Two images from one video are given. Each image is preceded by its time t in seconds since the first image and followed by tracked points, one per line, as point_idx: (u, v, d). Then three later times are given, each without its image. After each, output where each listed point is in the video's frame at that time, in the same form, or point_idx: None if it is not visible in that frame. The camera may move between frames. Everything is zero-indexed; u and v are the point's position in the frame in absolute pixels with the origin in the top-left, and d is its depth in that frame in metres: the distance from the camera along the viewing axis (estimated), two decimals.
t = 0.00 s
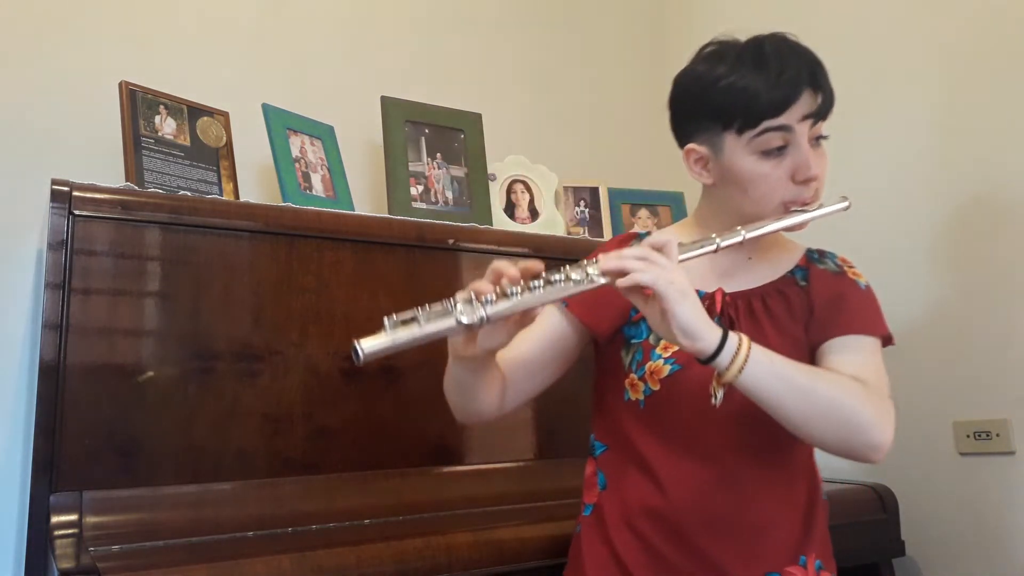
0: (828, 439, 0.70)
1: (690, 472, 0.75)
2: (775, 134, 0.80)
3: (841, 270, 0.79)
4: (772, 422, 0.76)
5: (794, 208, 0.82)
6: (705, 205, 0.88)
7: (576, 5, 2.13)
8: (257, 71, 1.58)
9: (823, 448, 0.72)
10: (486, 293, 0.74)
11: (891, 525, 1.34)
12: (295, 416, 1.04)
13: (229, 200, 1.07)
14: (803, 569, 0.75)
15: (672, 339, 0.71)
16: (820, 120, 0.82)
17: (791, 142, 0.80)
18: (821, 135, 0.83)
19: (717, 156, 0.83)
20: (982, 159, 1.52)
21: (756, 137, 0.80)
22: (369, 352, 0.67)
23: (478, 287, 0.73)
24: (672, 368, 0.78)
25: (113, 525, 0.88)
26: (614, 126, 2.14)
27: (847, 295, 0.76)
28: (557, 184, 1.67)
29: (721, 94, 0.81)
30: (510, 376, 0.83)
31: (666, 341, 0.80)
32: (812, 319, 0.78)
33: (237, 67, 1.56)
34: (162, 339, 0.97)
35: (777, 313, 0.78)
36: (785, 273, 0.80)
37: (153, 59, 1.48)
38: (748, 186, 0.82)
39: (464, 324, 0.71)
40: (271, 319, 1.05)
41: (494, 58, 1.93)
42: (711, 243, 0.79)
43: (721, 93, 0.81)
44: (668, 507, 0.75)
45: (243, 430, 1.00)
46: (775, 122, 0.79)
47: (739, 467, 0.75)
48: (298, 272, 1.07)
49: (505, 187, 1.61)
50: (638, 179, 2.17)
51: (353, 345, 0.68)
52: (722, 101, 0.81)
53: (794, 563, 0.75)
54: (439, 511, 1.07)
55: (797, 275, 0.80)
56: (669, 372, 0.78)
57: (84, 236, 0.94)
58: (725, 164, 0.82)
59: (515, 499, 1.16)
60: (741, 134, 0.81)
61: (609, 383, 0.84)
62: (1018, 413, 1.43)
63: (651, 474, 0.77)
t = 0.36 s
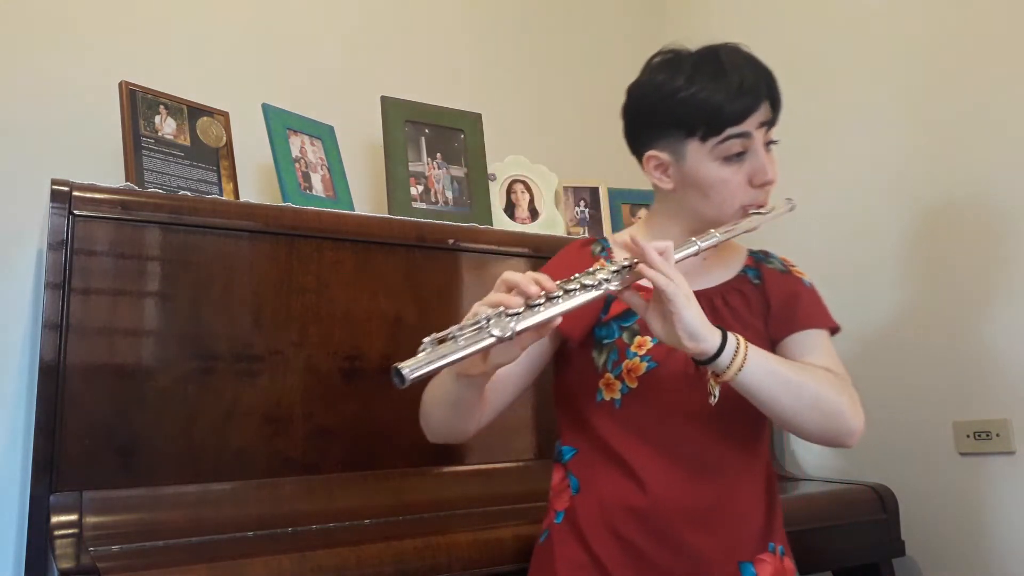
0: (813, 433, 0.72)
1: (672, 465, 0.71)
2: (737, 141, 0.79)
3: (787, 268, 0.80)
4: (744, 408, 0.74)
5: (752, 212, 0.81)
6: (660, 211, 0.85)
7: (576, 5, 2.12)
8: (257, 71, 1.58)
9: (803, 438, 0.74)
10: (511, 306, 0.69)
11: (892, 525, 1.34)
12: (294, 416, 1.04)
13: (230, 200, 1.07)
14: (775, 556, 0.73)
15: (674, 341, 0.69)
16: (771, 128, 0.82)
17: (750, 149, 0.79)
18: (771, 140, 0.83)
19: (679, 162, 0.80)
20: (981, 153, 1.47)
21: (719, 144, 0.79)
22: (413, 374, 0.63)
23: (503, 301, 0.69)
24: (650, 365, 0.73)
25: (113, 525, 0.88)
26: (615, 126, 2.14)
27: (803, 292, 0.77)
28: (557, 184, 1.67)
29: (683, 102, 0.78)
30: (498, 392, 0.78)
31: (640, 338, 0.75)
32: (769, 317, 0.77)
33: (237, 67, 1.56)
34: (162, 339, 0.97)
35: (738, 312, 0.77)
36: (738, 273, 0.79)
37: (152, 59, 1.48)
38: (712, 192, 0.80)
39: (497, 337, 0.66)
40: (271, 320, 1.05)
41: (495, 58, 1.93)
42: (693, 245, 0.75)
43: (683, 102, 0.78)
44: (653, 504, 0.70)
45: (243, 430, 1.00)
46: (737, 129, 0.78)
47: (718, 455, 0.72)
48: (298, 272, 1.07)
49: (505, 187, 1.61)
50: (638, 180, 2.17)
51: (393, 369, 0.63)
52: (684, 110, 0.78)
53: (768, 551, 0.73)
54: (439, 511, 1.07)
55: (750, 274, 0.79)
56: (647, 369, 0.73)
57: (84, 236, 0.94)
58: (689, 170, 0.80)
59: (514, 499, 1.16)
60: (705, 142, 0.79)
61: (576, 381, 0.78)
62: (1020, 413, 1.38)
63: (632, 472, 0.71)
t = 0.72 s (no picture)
0: (798, 405, 0.73)
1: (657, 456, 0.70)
2: (703, 138, 0.82)
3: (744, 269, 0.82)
4: (719, 399, 0.74)
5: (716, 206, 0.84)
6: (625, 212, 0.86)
7: (575, 5, 2.12)
8: (257, 71, 1.59)
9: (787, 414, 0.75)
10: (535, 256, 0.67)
11: (892, 525, 1.34)
12: (294, 416, 1.04)
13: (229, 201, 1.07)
14: (751, 548, 0.72)
15: (670, 313, 0.69)
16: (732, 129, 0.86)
17: (714, 146, 0.82)
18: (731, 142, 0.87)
19: (649, 158, 0.83)
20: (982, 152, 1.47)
21: (687, 141, 0.81)
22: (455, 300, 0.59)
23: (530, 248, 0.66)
24: (633, 351, 0.73)
25: (113, 525, 0.88)
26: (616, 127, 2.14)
27: (762, 287, 0.79)
28: (557, 184, 1.67)
29: (651, 105, 0.81)
30: (479, 371, 0.73)
31: (619, 327, 0.74)
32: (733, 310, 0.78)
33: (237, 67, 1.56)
34: (162, 339, 0.97)
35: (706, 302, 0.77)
36: (700, 269, 0.80)
37: (152, 59, 1.48)
38: (680, 186, 0.82)
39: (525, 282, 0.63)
40: (270, 319, 1.05)
41: (496, 59, 1.93)
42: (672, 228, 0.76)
43: (651, 104, 0.81)
44: (639, 496, 0.69)
45: (243, 430, 1.00)
46: (702, 127, 0.81)
47: (699, 445, 0.71)
48: (298, 272, 1.07)
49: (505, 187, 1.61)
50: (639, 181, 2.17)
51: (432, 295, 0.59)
52: (653, 111, 0.81)
53: (745, 543, 0.72)
54: (439, 511, 1.07)
55: (712, 271, 0.80)
56: (630, 355, 0.72)
57: (84, 236, 0.94)
58: (658, 166, 0.82)
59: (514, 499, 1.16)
60: (673, 138, 0.81)
61: (553, 376, 0.74)
62: (1019, 412, 1.37)
63: (618, 464, 0.70)
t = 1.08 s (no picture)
0: (787, 386, 0.73)
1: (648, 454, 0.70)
2: (684, 135, 0.82)
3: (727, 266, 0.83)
4: (708, 397, 0.74)
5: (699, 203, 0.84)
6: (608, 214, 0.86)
7: (575, 5, 2.12)
8: (257, 71, 1.59)
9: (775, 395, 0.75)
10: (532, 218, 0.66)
11: (892, 525, 1.34)
12: (294, 416, 1.04)
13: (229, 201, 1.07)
14: (741, 546, 0.73)
15: (658, 290, 0.70)
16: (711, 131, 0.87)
17: (694, 145, 0.83)
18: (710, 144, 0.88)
19: (632, 157, 0.83)
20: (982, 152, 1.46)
21: (668, 138, 0.82)
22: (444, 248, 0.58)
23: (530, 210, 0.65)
24: (619, 346, 0.72)
25: (113, 525, 0.88)
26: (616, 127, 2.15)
27: (744, 285, 0.80)
28: (557, 184, 1.67)
29: (633, 104, 0.82)
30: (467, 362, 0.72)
31: (606, 322, 0.74)
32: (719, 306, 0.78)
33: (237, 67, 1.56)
34: (162, 338, 0.97)
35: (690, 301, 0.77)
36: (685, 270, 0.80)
37: (152, 59, 1.48)
38: (662, 184, 0.82)
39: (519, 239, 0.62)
40: (270, 319, 1.05)
41: (496, 60, 1.94)
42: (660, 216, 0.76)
43: (633, 104, 0.82)
44: (630, 495, 0.69)
45: (243, 430, 1.00)
46: (683, 125, 0.82)
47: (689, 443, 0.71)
48: (298, 272, 1.07)
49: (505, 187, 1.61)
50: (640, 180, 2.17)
51: (427, 240, 0.58)
52: (635, 111, 0.82)
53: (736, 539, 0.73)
54: (438, 512, 1.07)
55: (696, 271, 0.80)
56: (616, 350, 0.72)
57: (84, 236, 0.94)
58: (641, 164, 0.83)
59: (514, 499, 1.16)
60: (655, 136, 0.82)
61: (543, 375, 0.74)
62: (1019, 412, 1.37)
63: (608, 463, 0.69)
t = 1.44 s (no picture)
0: (786, 361, 0.73)
1: (646, 452, 0.70)
2: (670, 128, 0.83)
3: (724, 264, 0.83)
4: (706, 395, 0.74)
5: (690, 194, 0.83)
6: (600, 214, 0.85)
7: (575, 6, 2.12)
8: (257, 72, 1.59)
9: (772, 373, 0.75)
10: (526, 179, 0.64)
11: (892, 525, 1.34)
12: (294, 416, 1.04)
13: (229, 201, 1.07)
14: (743, 542, 0.73)
15: (648, 263, 0.70)
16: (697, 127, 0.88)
17: (681, 138, 0.84)
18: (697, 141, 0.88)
19: (621, 151, 0.83)
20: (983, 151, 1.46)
21: (655, 131, 0.82)
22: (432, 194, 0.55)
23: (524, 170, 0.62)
24: (613, 342, 0.72)
25: (113, 526, 0.88)
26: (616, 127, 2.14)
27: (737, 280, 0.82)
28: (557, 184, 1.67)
29: (620, 101, 0.83)
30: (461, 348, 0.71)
31: (600, 319, 0.74)
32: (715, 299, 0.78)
33: (237, 67, 1.56)
34: (163, 338, 0.97)
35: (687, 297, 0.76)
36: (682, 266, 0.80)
37: (151, 59, 1.48)
38: (652, 175, 0.82)
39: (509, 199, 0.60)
40: (271, 319, 1.05)
41: (496, 60, 1.94)
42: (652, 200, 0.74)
43: (620, 100, 0.83)
44: (629, 494, 0.69)
45: (242, 430, 1.00)
46: (669, 117, 0.83)
47: (688, 441, 0.71)
48: (298, 272, 1.07)
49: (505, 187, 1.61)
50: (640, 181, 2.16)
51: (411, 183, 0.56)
52: (622, 107, 0.83)
53: (739, 534, 0.73)
54: (438, 513, 1.07)
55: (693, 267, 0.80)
56: (610, 346, 0.72)
57: (84, 236, 0.94)
58: (630, 157, 0.82)
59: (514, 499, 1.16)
60: (642, 129, 0.82)
61: (540, 375, 0.74)
62: (1019, 412, 1.37)
63: (607, 462, 0.69)
